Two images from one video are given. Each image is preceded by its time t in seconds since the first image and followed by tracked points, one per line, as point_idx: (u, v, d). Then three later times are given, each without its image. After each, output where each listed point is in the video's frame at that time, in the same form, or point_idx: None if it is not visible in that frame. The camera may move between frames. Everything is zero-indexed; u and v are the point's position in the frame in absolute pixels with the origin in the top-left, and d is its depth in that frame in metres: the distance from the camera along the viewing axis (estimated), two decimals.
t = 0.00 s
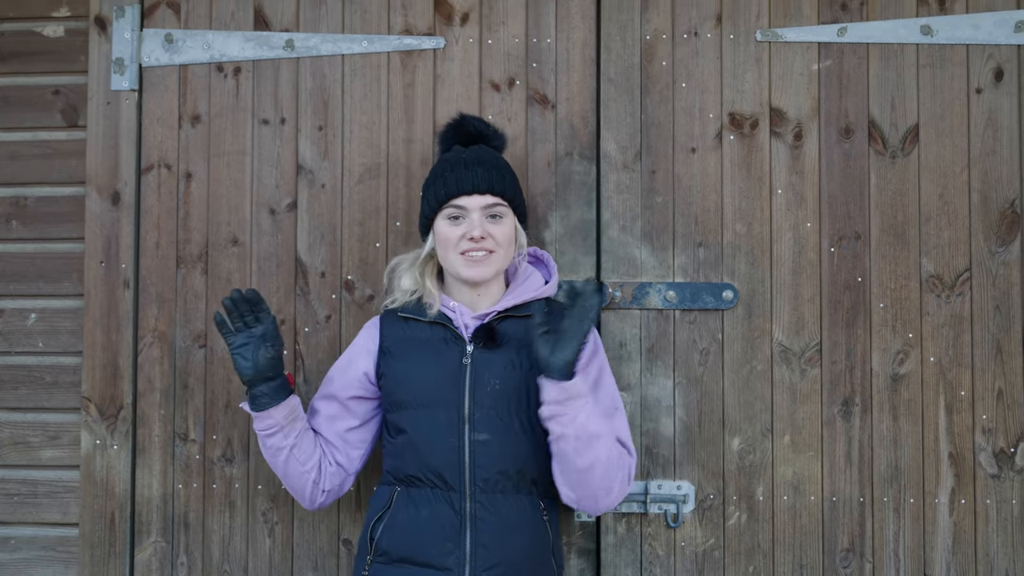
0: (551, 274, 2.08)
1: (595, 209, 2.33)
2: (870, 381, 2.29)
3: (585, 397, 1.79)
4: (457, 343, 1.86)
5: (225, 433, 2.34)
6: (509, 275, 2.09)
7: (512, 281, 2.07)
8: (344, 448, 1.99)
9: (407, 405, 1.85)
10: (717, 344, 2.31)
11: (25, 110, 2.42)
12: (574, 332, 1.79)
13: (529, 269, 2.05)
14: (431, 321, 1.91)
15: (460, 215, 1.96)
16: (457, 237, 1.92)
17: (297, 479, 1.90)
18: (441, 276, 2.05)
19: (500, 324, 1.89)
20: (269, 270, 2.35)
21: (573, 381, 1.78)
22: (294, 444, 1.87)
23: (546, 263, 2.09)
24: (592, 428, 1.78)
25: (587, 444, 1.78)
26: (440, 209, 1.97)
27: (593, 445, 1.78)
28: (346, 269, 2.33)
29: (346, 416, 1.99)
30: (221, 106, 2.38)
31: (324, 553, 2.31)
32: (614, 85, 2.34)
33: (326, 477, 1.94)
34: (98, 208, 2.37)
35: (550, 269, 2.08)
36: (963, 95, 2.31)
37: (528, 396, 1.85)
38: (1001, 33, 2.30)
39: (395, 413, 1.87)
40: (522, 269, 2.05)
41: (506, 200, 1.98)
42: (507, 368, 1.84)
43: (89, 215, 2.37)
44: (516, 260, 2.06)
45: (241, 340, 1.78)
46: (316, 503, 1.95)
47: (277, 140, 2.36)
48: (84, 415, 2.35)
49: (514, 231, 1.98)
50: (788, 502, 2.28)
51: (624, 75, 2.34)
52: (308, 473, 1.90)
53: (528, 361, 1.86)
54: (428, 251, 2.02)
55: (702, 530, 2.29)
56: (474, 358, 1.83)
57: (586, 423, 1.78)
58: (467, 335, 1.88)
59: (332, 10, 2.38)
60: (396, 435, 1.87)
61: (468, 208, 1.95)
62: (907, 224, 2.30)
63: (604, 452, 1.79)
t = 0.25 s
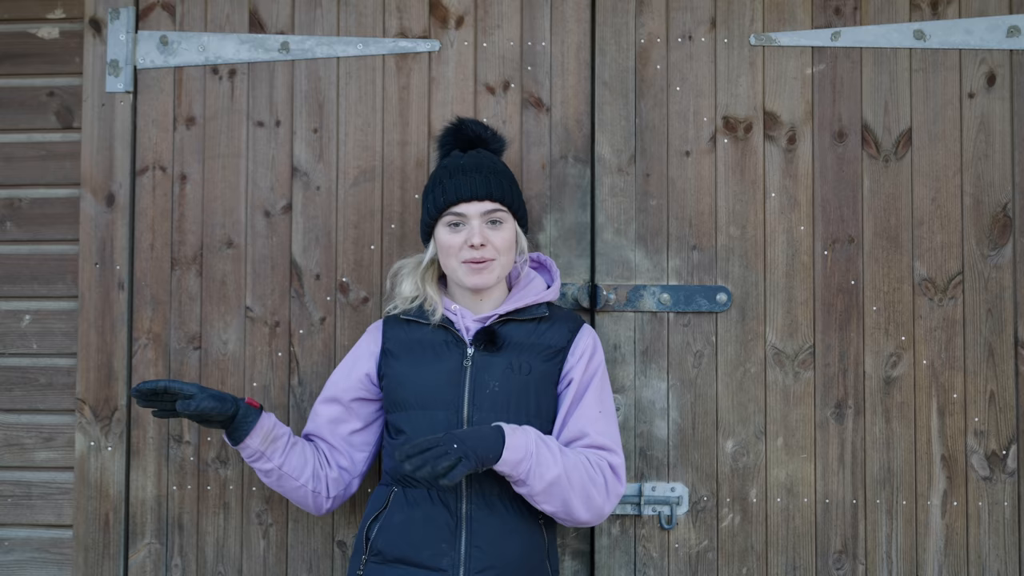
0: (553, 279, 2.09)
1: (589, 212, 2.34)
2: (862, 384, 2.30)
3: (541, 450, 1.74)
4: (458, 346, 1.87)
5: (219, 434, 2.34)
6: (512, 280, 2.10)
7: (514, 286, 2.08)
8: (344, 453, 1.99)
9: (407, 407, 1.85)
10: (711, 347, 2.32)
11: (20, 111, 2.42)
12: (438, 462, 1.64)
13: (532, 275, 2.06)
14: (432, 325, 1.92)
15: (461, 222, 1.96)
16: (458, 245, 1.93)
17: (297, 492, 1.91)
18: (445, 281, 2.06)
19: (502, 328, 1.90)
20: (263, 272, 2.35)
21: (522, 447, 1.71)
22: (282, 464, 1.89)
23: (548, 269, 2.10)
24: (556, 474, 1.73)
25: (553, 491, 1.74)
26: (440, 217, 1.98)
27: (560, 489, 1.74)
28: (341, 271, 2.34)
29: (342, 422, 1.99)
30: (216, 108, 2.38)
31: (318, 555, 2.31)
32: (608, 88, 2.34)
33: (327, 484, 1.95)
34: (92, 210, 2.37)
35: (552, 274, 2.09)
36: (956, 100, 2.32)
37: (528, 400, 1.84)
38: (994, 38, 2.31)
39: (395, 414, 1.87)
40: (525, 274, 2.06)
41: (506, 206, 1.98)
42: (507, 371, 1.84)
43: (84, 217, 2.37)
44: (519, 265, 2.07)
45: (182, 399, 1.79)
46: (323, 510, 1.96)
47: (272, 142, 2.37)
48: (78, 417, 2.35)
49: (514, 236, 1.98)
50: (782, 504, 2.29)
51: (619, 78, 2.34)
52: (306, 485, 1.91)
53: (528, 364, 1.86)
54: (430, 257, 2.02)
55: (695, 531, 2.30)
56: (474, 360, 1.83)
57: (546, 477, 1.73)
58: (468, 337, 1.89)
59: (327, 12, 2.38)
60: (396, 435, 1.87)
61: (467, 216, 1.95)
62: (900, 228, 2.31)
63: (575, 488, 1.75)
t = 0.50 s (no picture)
0: (554, 275, 2.11)
1: (591, 211, 2.34)
2: (862, 382, 2.30)
3: (545, 449, 1.73)
4: (460, 344, 1.88)
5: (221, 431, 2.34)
6: (513, 277, 2.11)
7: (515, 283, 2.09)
8: (351, 453, 2.01)
9: (408, 405, 1.86)
10: (711, 345, 2.32)
11: (21, 108, 2.42)
12: (438, 450, 1.64)
13: (533, 271, 2.06)
14: (433, 323, 1.92)
15: (463, 219, 1.97)
16: (459, 241, 1.93)
17: (305, 493, 1.94)
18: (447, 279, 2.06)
19: (504, 326, 1.91)
20: (265, 270, 2.35)
21: (526, 446, 1.71)
22: (290, 466, 1.91)
23: (550, 265, 2.11)
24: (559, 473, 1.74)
25: (555, 491, 1.75)
26: (443, 213, 1.99)
27: (562, 488, 1.75)
28: (342, 269, 2.34)
29: (349, 422, 2.00)
30: (218, 106, 2.38)
31: (319, 552, 2.32)
32: (610, 87, 2.35)
33: (335, 485, 1.97)
34: (94, 207, 2.38)
35: (554, 270, 2.10)
36: (956, 99, 2.33)
37: (530, 398, 1.84)
38: (994, 38, 2.32)
39: (396, 412, 1.88)
40: (526, 271, 2.06)
41: (508, 204, 1.98)
42: (509, 369, 1.84)
43: (85, 214, 2.37)
44: (520, 262, 2.08)
45: (189, 401, 1.78)
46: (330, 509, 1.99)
47: (274, 140, 2.37)
48: (79, 414, 2.35)
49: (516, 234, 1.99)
50: (782, 502, 2.30)
51: (620, 77, 2.35)
52: (313, 486, 1.93)
53: (530, 362, 1.86)
54: (431, 254, 2.02)
55: (695, 529, 2.31)
56: (476, 359, 1.84)
57: (549, 476, 1.73)
58: (470, 335, 1.90)
59: (329, 10, 2.38)
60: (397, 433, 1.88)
61: (469, 212, 1.96)
62: (900, 227, 2.32)
63: (577, 488, 1.76)
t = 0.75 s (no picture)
0: (555, 275, 2.11)
1: (591, 211, 2.35)
2: (861, 383, 2.31)
3: (542, 454, 1.74)
4: (461, 344, 1.88)
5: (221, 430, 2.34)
6: (515, 277, 2.11)
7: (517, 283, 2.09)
8: (355, 454, 2.01)
9: (409, 404, 1.86)
10: (711, 346, 2.33)
11: (22, 107, 2.42)
12: (431, 449, 1.65)
13: (534, 271, 2.07)
14: (435, 322, 1.93)
15: (463, 218, 1.98)
16: (459, 241, 1.94)
17: (310, 494, 1.93)
18: (448, 277, 2.07)
19: (505, 326, 1.91)
20: (266, 269, 2.35)
21: (523, 451, 1.72)
22: (297, 469, 1.89)
23: (551, 265, 2.12)
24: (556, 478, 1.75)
25: (552, 494, 1.76)
26: (443, 212, 2.00)
27: (559, 493, 1.75)
28: (343, 268, 2.35)
29: (353, 423, 2.00)
30: (219, 105, 2.38)
31: (319, 551, 2.32)
32: (610, 88, 2.35)
33: (341, 485, 1.97)
34: (94, 206, 2.38)
35: (555, 270, 2.10)
36: (956, 102, 2.33)
37: (531, 399, 1.85)
38: (993, 41, 2.33)
39: (398, 411, 1.88)
40: (528, 271, 2.07)
41: (509, 203, 1.99)
42: (510, 370, 1.85)
43: (86, 213, 2.37)
44: (522, 262, 2.08)
45: (200, 410, 1.70)
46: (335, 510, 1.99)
47: (275, 139, 2.37)
48: (80, 412, 2.36)
49: (518, 233, 1.99)
50: (780, 502, 2.31)
51: (621, 78, 2.35)
52: (320, 487, 1.93)
53: (531, 363, 1.87)
54: (432, 253, 2.03)
55: (694, 529, 2.32)
56: (478, 359, 1.85)
57: (546, 481, 1.74)
58: (472, 335, 1.90)
59: (331, 10, 2.39)
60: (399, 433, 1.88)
61: (470, 212, 1.96)
62: (900, 228, 2.33)
63: (575, 491, 1.77)
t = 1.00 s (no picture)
0: (551, 278, 2.12)
1: (587, 214, 2.35)
2: (856, 386, 2.32)
3: (516, 460, 1.73)
4: (455, 345, 1.88)
5: (217, 432, 2.34)
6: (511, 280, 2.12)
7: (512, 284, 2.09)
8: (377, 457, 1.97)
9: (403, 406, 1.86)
10: (707, 348, 2.34)
11: (18, 108, 2.42)
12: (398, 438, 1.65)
13: (529, 274, 2.07)
14: (429, 324, 1.93)
15: (457, 220, 1.98)
16: (452, 243, 1.94)
17: (344, 500, 1.88)
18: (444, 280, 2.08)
19: (499, 328, 1.92)
20: (262, 271, 2.36)
21: (495, 457, 1.71)
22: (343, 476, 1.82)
23: (547, 268, 2.12)
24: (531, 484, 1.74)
25: (530, 501, 1.75)
26: (437, 214, 2.00)
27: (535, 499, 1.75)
28: (339, 270, 2.35)
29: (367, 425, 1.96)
30: (216, 107, 2.39)
31: (315, 552, 2.32)
32: (607, 91, 2.36)
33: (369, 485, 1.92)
34: (91, 207, 2.38)
35: (550, 273, 2.11)
36: (950, 105, 2.34)
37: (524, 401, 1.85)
38: (988, 45, 2.34)
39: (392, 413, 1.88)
40: (523, 273, 2.08)
41: (502, 206, 1.99)
42: (504, 372, 1.85)
43: (82, 214, 2.37)
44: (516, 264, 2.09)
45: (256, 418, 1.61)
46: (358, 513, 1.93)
47: (271, 141, 2.37)
48: (75, 413, 2.35)
49: (511, 235, 1.99)
50: (775, 504, 2.31)
51: (617, 81, 2.36)
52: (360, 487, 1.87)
53: (525, 365, 1.87)
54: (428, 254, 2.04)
55: (690, 531, 2.32)
56: (472, 360, 1.85)
57: (521, 488, 1.73)
58: (466, 337, 1.91)
59: (328, 12, 2.39)
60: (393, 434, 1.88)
61: (463, 214, 1.97)
62: (894, 232, 2.33)
63: (553, 497, 1.76)
